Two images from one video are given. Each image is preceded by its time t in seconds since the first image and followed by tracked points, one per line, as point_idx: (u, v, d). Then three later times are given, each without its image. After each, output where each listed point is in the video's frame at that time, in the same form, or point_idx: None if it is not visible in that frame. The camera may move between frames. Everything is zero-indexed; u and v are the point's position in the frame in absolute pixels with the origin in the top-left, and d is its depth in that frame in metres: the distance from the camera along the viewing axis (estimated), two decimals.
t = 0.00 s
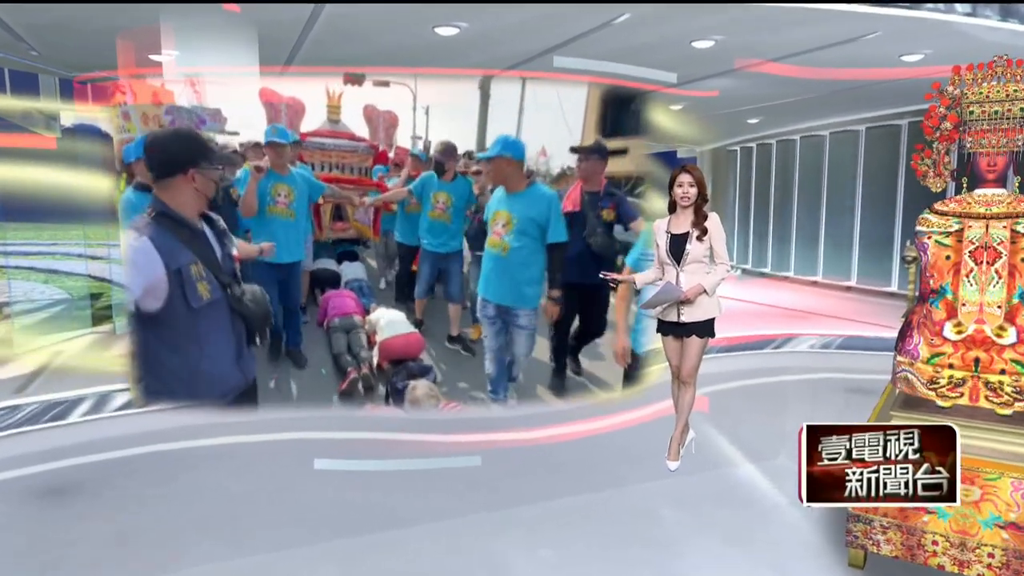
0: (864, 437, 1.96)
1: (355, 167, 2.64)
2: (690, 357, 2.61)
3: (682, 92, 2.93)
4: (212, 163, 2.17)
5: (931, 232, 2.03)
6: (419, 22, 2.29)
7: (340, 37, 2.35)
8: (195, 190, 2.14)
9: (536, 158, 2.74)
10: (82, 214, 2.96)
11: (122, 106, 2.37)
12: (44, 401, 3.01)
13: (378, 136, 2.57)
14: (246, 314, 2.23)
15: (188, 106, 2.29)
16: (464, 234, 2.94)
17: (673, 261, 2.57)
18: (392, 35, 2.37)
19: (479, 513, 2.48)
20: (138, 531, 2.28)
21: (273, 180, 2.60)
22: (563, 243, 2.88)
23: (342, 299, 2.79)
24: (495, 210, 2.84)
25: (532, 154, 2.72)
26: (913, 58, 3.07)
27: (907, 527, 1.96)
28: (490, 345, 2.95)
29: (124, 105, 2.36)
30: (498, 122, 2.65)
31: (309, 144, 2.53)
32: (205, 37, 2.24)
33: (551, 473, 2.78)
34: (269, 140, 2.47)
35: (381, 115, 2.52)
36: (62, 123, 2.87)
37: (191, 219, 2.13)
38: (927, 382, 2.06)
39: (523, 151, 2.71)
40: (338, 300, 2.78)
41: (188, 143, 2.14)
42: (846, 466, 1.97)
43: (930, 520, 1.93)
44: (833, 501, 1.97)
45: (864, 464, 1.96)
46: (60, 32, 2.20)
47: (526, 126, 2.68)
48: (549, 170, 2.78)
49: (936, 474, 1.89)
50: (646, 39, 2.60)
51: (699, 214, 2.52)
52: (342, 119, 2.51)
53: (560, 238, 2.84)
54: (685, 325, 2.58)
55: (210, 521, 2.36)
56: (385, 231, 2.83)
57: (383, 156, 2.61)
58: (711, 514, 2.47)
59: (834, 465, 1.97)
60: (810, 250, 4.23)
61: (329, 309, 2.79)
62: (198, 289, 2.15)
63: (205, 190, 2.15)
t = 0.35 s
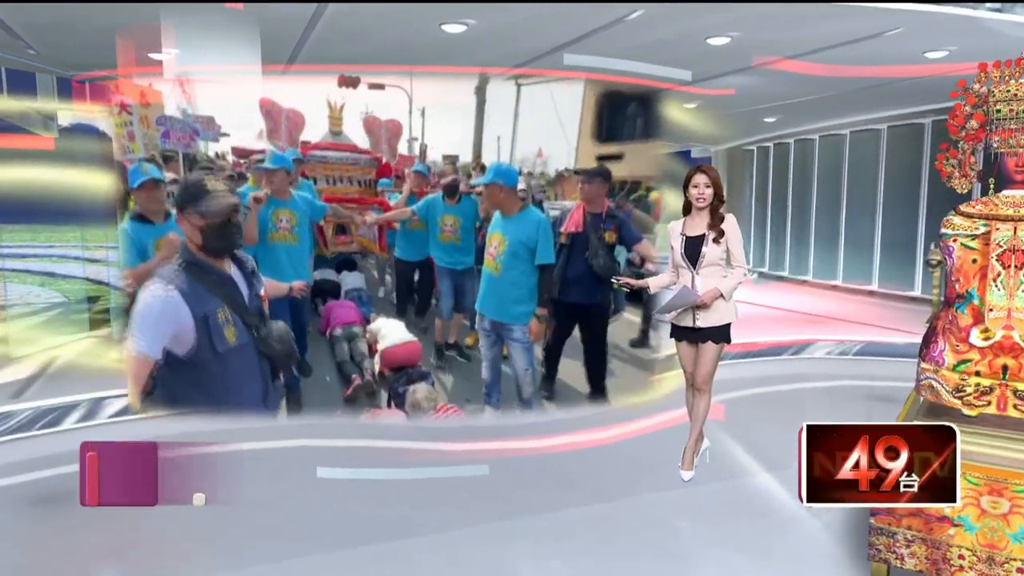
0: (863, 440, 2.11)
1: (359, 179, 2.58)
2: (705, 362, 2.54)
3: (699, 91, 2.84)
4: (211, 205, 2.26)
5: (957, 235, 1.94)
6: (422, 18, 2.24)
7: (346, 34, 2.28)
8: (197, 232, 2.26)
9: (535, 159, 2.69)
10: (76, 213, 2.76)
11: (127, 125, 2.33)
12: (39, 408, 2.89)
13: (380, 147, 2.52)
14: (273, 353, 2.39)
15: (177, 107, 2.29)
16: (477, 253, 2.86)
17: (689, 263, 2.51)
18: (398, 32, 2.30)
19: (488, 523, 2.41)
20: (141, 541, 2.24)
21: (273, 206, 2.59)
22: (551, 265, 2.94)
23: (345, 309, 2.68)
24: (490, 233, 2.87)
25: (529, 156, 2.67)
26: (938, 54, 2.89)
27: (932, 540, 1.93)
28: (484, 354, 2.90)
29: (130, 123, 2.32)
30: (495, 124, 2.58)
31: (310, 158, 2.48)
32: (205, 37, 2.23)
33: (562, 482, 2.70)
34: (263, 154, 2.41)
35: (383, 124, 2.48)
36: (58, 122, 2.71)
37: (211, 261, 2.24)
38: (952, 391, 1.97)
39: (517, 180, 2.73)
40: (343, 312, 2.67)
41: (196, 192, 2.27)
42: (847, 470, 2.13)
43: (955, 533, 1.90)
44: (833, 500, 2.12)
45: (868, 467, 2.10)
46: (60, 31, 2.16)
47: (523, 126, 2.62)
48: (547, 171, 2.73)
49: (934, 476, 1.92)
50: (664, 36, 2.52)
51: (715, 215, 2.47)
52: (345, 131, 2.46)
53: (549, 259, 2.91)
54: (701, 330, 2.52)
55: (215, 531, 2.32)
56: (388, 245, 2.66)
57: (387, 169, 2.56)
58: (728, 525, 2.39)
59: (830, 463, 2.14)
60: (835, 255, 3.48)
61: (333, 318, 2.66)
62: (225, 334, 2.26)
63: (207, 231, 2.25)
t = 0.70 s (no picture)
0: (864, 440, 2.32)
1: (368, 190, 2.58)
2: (722, 368, 2.49)
3: (715, 89, 2.61)
4: (246, 242, 2.49)
5: (983, 238, 2.00)
6: (431, 13, 2.20)
7: (352, 30, 2.25)
8: (230, 266, 2.48)
9: (535, 159, 2.56)
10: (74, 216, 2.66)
11: (151, 144, 2.33)
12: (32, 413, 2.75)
13: (387, 154, 2.50)
14: (295, 386, 2.57)
15: (171, 107, 2.29)
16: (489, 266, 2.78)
17: (705, 266, 2.45)
18: (406, 27, 2.27)
19: (506, 532, 2.44)
20: (165, 554, 2.28)
21: (289, 223, 2.59)
22: (569, 273, 2.85)
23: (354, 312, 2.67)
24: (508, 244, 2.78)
25: (528, 156, 2.55)
26: (961, 50, 2.82)
27: (958, 552, 2.11)
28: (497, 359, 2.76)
29: (154, 144, 2.33)
30: (494, 124, 2.50)
31: (319, 170, 2.50)
32: (208, 35, 2.22)
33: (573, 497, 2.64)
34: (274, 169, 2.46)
35: (390, 129, 2.47)
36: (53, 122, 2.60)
37: (239, 295, 2.49)
38: (980, 398, 2.09)
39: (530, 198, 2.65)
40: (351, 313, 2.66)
41: (229, 229, 2.46)
42: (847, 471, 2.34)
43: (982, 546, 2.07)
44: (834, 499, 2.33)
45: (868, 467, 2.32)
46: (60, 27, 2.14)
47: (523, 125, 2.52)
48: (547, 172, 2.59)
49: (930, 475, 2.20)
50: (676, 31, 2.42)
51: (731, 216, 2.42)
52: (352, 142, 2.47)
53: (567, 267, 2.82)
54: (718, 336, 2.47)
55: (236, 542, 2.35)
56: (396, 257, 2.68)
57: (395, 179, 2.54)
58: (746, 537, 2.42)
59: (830, 463, 2.35)
60: (854, 258, 3.34)
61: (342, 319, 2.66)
62: (248, 368, 2.50)
63: (237, 265, 2.48)
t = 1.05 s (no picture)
0: (864, 440, 2.27)
1: (379, 190, 2.59)
2: (738, 373, 2.49)
3: (730, 87, 2.57)
4: (283, 246, 2.20)
5: (1012, 238, 1.93)
6: (434, 13, 2.09)
7: (357, 28, 2.16)
8: (265, 271, 2.18)
9: (536, 159, 2.55)
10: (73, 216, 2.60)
11: (164, 144, 2.33)
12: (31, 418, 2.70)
13: (396, 152, 2.49)
14: (326, 397, 2.32)
15: (167, 107, 2.26)
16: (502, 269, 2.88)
17: (720, 270, 2.44)
18: (412, 26, 2.17)
19: (510, 546, 2.34)
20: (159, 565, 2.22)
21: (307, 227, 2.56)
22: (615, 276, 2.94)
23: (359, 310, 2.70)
24: (549, 251, 2.90)
25: (530, 157, 2.55)
26: (989, 46, 2.62)
27: (986, 567, 2.05)
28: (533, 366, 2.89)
29: (167, 144, 2.33)
30: (496, 124, 2.48)
31: (331, 169, 2.50)
32: (208, 34, 2.15)
33: (566, 502, 2.43)
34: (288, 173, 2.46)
35: (398, 127, 2.46)
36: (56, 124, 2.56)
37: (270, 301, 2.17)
38: (1009, 405, 2.01)
39: (578, 202, 2.73)
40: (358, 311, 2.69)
41: (266, 233, 2.21)
42: (846, 471, 2.29)
43: (1012, 560, 2.01)
44: (833, 500, 2.29)
45: (868, 467, 2.28)
46: (61, 27, 2.06)
47: (524, 126, 2.50)
48: (550, 172, 2.59)
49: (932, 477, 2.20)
50: (691, 27, 2.26)
51: (746, 217, 2.41)
52: (360, 141, 2.46)
53: (615, 270, 2.93)
54: (732, 341, 2.47)
55: (231, 553, 2.28)
56: (411, 257, 2.76)
57: (406, 177, 2.53)
58: (762, 554, 2.31)
59: (829, 463, 2.29)
60: (875, 260, 3.54)
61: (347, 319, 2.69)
62: (282, 379, 2.17)
63: (274, 270, 2.18)
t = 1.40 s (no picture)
0: (864, 441, 2.56)
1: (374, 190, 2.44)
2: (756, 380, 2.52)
3: (745, 83, 2.43)
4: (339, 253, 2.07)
5: None
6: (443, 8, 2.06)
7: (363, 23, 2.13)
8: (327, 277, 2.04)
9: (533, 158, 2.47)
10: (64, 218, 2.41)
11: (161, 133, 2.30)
12: None
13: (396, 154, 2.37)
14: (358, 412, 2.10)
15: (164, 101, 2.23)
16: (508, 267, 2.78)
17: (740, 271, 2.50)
18: (419, 22, 2.14)
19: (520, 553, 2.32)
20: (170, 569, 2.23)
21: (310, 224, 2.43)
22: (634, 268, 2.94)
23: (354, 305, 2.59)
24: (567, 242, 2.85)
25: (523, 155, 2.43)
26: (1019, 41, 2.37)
27: None
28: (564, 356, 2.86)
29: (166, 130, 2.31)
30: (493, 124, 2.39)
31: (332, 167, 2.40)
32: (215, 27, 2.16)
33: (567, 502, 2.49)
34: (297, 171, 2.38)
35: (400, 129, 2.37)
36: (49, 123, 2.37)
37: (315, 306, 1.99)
38: None
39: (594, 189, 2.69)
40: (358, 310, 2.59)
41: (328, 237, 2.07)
42: (846, 470, 2.56)
43: None
44: (833, 499, 2.54)
45: (868, 467, 2.55)
46: (60, 25, 2.08)
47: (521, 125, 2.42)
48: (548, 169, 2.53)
49: (933, 475, 2.55)
50: (701, 25, 2.23)
51: (766, 219, 2.46)
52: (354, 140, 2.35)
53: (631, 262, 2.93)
54: (751, 345, 2.51)
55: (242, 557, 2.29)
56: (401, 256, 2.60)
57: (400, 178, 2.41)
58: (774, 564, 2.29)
59: (829, 463, 2.56)
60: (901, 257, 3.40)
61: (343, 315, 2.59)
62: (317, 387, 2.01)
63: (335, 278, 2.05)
